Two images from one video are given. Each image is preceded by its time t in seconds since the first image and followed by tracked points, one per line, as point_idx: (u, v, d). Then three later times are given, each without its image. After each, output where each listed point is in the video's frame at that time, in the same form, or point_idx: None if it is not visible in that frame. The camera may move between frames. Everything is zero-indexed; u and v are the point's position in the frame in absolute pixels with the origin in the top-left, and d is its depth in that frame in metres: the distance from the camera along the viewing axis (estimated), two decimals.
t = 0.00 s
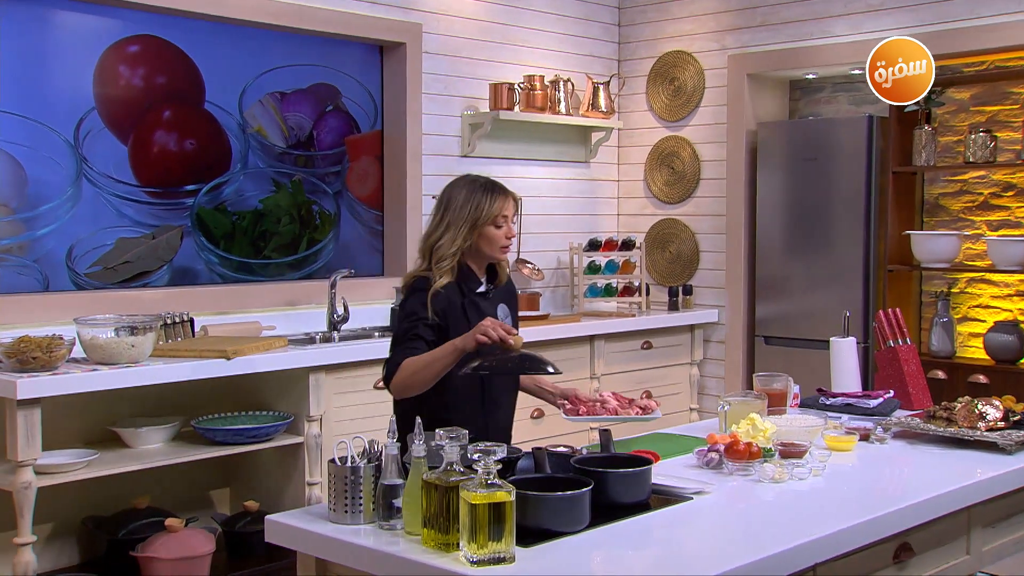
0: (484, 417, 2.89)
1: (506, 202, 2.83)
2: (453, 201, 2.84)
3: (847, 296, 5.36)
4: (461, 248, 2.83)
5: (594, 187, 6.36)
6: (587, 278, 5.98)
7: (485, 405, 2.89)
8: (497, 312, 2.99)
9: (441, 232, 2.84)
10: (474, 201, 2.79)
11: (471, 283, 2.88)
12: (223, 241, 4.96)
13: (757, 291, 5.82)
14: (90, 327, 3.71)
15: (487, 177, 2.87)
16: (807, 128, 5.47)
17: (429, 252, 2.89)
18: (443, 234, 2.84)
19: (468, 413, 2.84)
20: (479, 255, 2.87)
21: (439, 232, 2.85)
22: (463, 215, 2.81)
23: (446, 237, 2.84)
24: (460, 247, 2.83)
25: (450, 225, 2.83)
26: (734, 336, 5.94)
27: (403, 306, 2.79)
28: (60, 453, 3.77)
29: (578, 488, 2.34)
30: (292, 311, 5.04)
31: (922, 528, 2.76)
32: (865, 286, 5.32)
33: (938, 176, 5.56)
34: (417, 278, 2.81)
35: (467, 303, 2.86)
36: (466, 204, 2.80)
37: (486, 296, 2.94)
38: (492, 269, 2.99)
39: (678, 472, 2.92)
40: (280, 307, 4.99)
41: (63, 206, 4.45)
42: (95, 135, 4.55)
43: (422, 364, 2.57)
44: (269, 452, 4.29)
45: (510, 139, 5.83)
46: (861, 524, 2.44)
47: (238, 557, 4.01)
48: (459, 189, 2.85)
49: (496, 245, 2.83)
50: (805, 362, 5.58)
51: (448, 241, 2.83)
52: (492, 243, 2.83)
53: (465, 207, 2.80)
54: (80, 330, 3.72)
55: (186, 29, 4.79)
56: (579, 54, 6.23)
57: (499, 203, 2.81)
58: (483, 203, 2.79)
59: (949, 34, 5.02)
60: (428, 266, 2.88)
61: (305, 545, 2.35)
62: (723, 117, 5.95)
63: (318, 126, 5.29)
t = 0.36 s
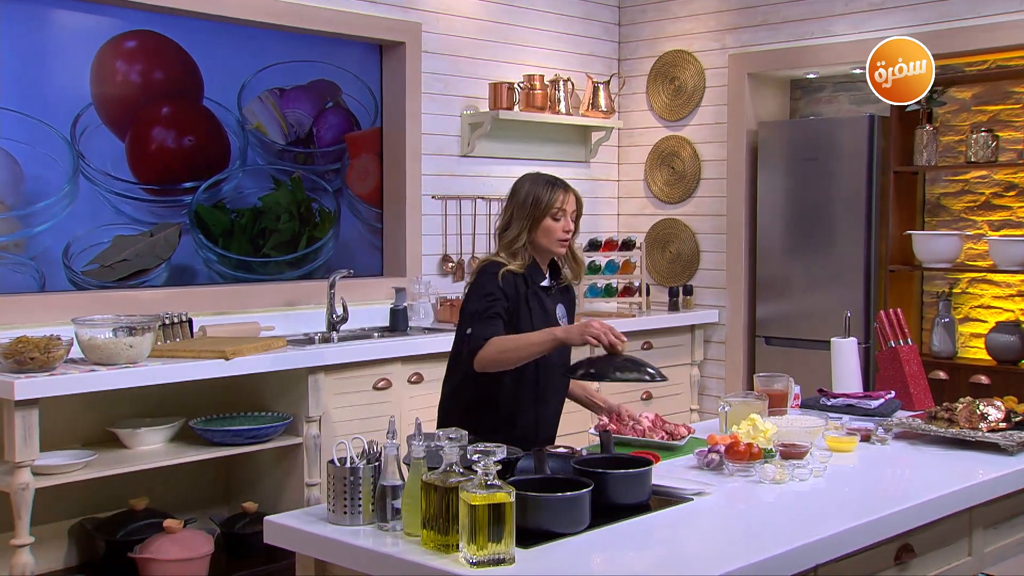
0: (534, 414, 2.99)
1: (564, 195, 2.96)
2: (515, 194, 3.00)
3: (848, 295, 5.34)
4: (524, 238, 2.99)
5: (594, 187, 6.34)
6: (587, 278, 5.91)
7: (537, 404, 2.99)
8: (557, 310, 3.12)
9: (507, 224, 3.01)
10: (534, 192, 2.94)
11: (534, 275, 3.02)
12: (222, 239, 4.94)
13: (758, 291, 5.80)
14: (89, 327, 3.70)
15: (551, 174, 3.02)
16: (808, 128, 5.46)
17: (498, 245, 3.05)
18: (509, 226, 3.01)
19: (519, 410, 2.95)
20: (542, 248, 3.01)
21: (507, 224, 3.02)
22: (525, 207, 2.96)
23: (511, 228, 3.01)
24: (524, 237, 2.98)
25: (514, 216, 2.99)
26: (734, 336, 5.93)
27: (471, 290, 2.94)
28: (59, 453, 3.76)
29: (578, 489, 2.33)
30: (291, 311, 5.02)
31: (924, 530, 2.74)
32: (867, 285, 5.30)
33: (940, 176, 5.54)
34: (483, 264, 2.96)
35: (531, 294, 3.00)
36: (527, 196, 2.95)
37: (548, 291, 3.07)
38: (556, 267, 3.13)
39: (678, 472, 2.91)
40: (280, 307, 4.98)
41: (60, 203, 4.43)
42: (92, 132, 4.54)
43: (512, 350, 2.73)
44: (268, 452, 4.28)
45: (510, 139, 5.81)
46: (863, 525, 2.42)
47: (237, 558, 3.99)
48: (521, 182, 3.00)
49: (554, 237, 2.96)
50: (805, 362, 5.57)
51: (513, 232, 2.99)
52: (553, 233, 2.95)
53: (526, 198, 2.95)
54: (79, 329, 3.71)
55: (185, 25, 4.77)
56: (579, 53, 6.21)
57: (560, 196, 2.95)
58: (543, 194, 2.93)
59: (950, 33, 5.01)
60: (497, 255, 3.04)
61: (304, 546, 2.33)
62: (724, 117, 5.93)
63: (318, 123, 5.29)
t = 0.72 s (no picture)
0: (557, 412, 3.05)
1: (599, 198, 2.99)
2: (550, 197, 3.01)
3: (849, 295, 5.33)
4: (559, 240, 2.99)
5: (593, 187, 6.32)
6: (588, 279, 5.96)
7: (560, 403, 3.05)
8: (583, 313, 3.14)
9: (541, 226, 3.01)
10: (572, 194, 2.95)
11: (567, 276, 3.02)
12: (220, 238, 4.93)
13: (758, 291, 5.79)
14: (87, 327, 3.68)
15: (583, 177, 3.04)
16: (809, 127, 5.44)
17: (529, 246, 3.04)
18: (543, 227, 3.01)
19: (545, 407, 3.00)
20: (576, 250, 3.03)
21: (540, 226, 3.02)
22: (561, 209, 2.97)
23: (545, 230, 3.00)
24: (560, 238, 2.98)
25: (549, 218, 2.99)
26: (735, 336, 5.91)
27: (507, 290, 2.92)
28: (56, 454, 3.74)
29: (578, 490, 2.31)
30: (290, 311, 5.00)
31: (925, 531, 2.73)
32: (867, 285, 5.29)
33: (941, 175, 5.53)
34: (519, 264, 2.95)
35: (564, 295, 3.01)
36: (563, 198, 2.96)
37: (579, 292, 3.08)
38: (584, 269, 3.14)
39: (677, 473, 2.89)
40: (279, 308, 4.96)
41: (57, 201, 4.42)
42: (89, 129, 4.52)
43: (566, 362, 2.77)
44: (267, 453, 4.26)
45: (510, 138, 5.80)
46: (864, 527, 2.41)
47: (235, 559, 3.97)
48: (555, 186, 3.01)
49: (588, 239, 2.99)
50: (806, 363, 5.55)
51: (549, 233, 2.99)
52: (589, 236, 2.99)
53: (564, 200, 2.96)
54: (77, 330, 3.69)
55: (182, 22, 4.76)
56: (578, 53, 6.20)
57: (597, 199, 2.98)
58: (582, 196, 2.96)
59: (952, 32, 4.99)
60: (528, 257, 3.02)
61: (302, 547, 2.31)
62: (725, 117, 5.92)
63: (317, 120, 5.27)
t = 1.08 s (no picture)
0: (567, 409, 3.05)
1: (616, 203, 2.97)
2: (567, 196, 2.98)
3: (850, 295, 5.32)
4: (572, 241, 2.98)
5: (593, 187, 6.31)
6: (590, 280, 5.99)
7: (570, 401, 3.05)
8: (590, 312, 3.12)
9: (556, 224, 2.99)
10: (591, 197, 2.93)
11: (575, 275, 3.02)
12: (219, 237, 4.91)
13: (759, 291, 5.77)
14: (83, 328, 3.66)
15: (604, 178, 3.01)
16: (809, 127, 5.43)
17: (541, 241, 3.04)
18: (558, 225, 3.00)
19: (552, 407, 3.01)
20: (588, 251, 3.02)
21: (555, 223, 3.00)
22: (578, 210, 2.95)
23: (559, 231, 2.99)
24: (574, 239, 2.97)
25: (565, 218, 2.97)
26: (735, 337, 5.90)
27: (512, 285, 2.92)
28: (53, 455, 3.72)
29: (578, 490, 2.30)
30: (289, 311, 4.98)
31: (926, 531, 2.72)
32: (868, 285, 5.28)
33: (942, 175, 5.52)
34: (528, 260, 2.95)
35: (571, 295, 3.00)
36: (582, 199, 2.94)
37: (586, 291, 3.08)
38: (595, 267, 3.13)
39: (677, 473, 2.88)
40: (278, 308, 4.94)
41: (53, 199, 4.40)
42: (85, 127, 4.50)
43: (559, 363, 2.77)
44: (266, 453, 4.24)
45: (509, 138, 5.78)
46: (866, 527, 2.40)
47: (234, 561, 3.96)
48: (573, 185, 2.98)
49: (602, 245, 2.99)
50: (806, 363, 5.54)
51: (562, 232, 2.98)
52: (601, 240, 2.98)
53: (582, 202, 2.94)
54: (74, 330, 3.67)
55: (180, 19, 4.74)
56: (577, 52, 6.18)
57: (614, 205, 2.96)
58: (601, 200, 2.93)
59: (953, 31, 4.98)
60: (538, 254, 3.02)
61: (300, 548, 2.30)
62: (725, 116, 5.90)
63: (316, 118, 5.26)
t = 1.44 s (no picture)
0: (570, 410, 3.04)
1: (621, 205, 2.97)
2: (572, 200, 2.97)
3: (851, 296, 5.30)
4: (578, 244, 2.97)
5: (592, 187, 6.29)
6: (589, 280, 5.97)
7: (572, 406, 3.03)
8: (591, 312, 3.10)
9: (560, 227, 2.98)
10: (597, 201, 2.93)
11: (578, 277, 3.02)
12: (217, 236, 4.90)
13: (759, 291, 5.76)
14: (81, 328, 3.65)
15: (608, 180, 3.01)
16: (810, 126, 5.41)
17: (544, 243, 3.03)
18: (561, 228, 2.98)
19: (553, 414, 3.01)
20: (591, 253, 3.01)
21: (559, 226, 2.99)
22: (584, 214, 2.94)
23: (564, 234, 2.98)
24: (579, 242, 2.96)
25: (570, 221, 2.96)
26: (735, 337, 5.89)
27: (513, 288, 2.91)
28: (49, 456, 3.70)
29: (578, 491, 2.28)
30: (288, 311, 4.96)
31: (928, 532, 2.70)
32: (869, 285, 5.27)
33: (943, 175, 5.50)
34: (532, 262, 2.93)
35: (574, 297, 3.00)
36: (588, 202, 2.94)
37: (587, 292, 3.07)
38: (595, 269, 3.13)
39: (677, 474, 2.87)
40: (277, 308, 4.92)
41: (49, 198, 4.38)
42: (82, 125, 4.49)
43: (550, 377, 2.80)
44: (264, 453, 4.23)
45: (508, 137, 5.77)
46: (867, 529, 2.38)
47: (233, 562, 3.94)
48: (578, 188, 2.97)
49: (606, 248, 2.99)
50: (807, 364, 5.52)
51: (567, 235, 2.97)
52: (606, 243, 2.99)
53: (589, 205, 2.93)
54: (72, 331, 3.66)
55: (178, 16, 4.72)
56: (577, 51, 6.16)
57: (619, 207, 2.96)
58: (607, 203, 2.93)
59: (954, 31, 4.97)
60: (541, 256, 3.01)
61: (299, 550, 2.28)
62: (725, 115, 5.89)
63: (315, 117, 5.25)
